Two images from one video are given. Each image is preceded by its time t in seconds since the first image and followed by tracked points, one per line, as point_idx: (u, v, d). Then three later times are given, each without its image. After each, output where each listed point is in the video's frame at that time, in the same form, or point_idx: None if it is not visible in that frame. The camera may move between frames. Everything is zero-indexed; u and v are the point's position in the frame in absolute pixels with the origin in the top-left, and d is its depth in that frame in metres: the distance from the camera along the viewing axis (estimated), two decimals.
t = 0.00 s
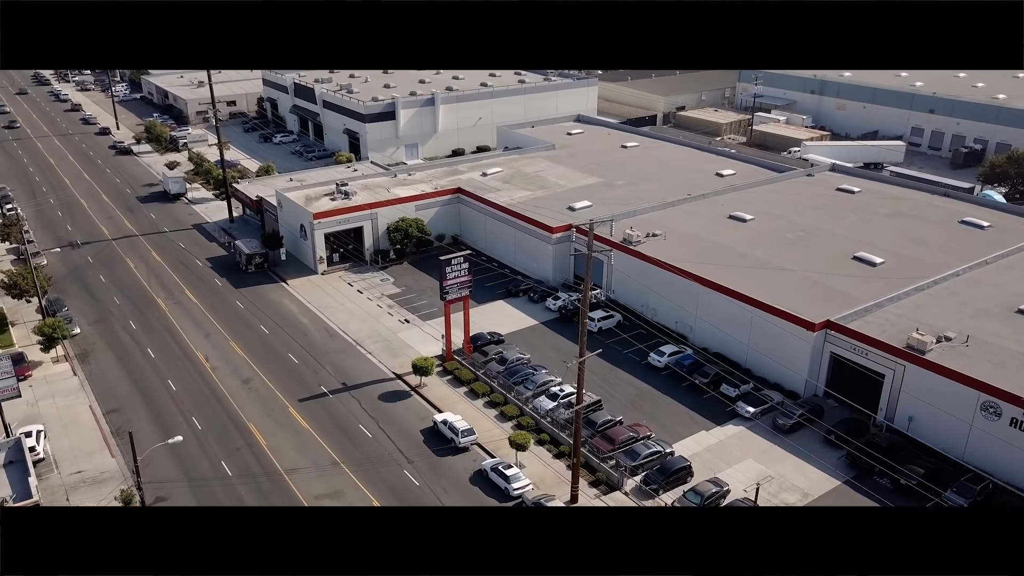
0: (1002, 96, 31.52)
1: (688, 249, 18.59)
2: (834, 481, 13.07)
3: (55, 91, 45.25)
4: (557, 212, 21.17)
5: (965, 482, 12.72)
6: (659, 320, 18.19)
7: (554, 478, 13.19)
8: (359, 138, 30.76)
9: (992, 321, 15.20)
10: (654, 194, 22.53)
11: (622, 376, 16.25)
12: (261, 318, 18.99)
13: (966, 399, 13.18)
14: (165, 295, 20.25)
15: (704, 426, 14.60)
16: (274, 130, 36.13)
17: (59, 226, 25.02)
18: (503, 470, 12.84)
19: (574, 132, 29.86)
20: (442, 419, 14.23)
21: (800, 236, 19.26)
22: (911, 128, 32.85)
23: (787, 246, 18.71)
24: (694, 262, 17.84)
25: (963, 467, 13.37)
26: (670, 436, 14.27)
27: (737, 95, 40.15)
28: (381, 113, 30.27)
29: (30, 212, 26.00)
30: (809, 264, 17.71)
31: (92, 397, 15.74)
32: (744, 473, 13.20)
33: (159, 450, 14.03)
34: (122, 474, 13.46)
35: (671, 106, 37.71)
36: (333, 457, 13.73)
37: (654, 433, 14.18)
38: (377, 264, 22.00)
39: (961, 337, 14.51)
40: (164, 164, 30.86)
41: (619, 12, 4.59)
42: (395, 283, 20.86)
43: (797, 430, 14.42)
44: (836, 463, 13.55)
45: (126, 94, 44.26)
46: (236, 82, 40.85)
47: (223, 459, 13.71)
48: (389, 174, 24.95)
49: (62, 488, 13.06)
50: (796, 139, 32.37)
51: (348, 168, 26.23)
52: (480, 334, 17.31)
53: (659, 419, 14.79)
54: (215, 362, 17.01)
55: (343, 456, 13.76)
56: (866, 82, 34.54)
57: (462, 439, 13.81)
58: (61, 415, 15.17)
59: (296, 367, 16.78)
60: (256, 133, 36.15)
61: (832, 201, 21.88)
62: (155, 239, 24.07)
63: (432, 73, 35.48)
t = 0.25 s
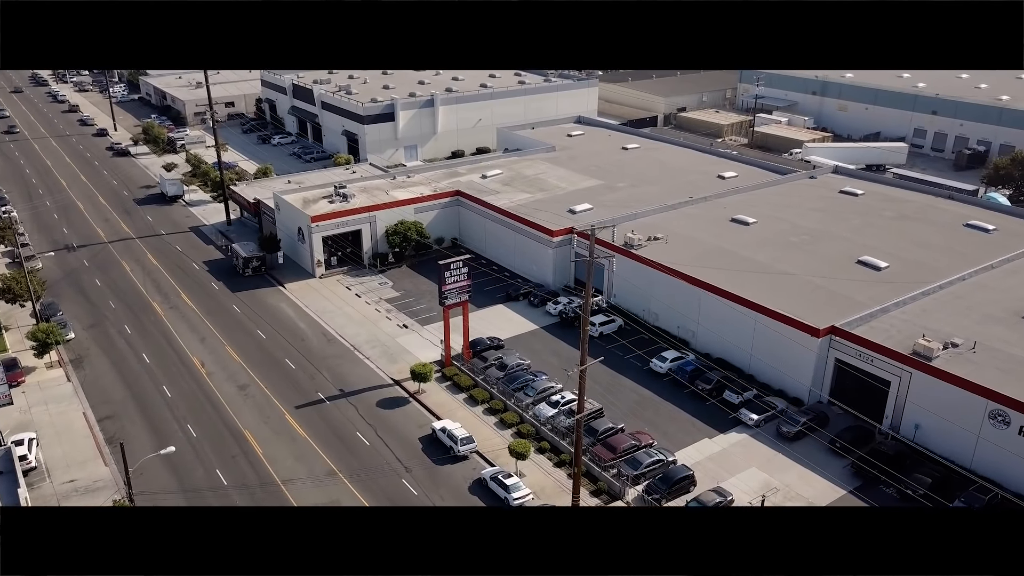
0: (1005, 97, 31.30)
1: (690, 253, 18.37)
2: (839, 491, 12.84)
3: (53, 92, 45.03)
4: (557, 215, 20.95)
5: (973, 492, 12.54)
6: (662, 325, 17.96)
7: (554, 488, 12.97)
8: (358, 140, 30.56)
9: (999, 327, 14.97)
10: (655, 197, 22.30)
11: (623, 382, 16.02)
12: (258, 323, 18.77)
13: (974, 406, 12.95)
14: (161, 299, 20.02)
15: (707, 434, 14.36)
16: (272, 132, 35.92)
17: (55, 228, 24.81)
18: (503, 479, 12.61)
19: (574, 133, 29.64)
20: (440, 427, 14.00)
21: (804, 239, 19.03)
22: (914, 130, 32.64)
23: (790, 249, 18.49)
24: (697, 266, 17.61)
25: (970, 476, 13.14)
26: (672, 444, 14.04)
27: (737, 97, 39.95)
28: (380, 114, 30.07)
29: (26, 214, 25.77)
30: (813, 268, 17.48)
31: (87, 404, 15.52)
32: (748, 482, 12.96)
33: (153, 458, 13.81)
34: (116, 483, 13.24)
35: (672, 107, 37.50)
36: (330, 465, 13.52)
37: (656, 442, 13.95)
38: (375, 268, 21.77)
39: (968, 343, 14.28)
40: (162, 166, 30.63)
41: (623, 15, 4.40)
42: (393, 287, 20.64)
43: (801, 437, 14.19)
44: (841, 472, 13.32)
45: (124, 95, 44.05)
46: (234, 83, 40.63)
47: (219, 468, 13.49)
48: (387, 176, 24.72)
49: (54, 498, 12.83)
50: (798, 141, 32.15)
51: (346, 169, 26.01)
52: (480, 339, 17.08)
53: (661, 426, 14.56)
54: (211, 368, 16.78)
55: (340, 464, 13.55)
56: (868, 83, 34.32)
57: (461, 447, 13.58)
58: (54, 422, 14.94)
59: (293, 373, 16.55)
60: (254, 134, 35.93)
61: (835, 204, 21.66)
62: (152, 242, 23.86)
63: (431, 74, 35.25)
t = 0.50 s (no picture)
0: (1009, 98, 31.06)
1: (692, 258, 18.14)
2: (845, 501, 12.61)
3: (51, 93, 44.82)
4: (558, 218, 20.72)
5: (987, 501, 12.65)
6: (664, 330, 17.74)
7: (555, 498, 12.73)
8: (357, 142, 30.34)
9: (1007, 333, 14.74)
10: (657, 200, 22.08)
11: (625, 388, 15.80)
12: (254, 328, 18.55)
13: (982, 415, 12.73)
14: (157, 303, 19.80)
15: (710, 442, 14.13)
16: (271, 133, 35.71)
17: (51, 231, 24.60)
18: (502, 489, 12.38)
19: (575, 135, 29.42)
20: (439, 436, 13.77)
21: (807, 243, 18.81)
22: (916, 131, 32.40)
23: (794, 253, 18.26)
24: (699, 271, 17.38)
25: (978, 486, 12.92)
26: (675, 453, 13.81)
27: (739, 98, 39.72)
28: (379, 116, 29.86)
29: (22, 217, 25.57)
30: (818, 272, 17.26)
31: (81, 411, 15.31)
32: (752, 492, 12.74)
33: (148, 466, 13.59)
34: (109, 493, 13.02)
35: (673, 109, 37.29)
36: (326, 474, 13.31)
37: (659, 450, 13.72)
38: (374, 271, 21.54)
39: (976, 350, 14.04)
40: (159, 168, 30.42)
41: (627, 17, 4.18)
42: (392, 291, 20.41)
43: (806, 446, 13.96)
44: (846, 481, 13.10)
45: (122, 96, 43.83)
46: (232, 84, 40.42)
47: (214, 477, 13.28)
48: (386, 179, 24.49)
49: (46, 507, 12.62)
50: (800, 143, 31.91)
51: (345, 172, 25.79)
52: (480, 345, 16.85)
53: (663, 434, 14.33)
54: (207, 374, 16.56)
55: (337, 473, 13.33)
56: (871, 84, 34.07)
57: (460, 456, 13.35)
58: (47, 429, 14.73)
59: (290, 379, 16.32)
60: (253, 136, 35.72)
61: (839, 207, 21.43)
62: (148, 245, 23.64)
63: (431, 76, 35.04)
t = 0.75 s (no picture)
0: (1013, 100, 30.85)
1: (694, 262, 17.93)
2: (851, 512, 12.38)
3: (49, 94, 44.59)
4: (558, 221, 20.51)
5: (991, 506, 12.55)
6: (666, 335, 17.52)
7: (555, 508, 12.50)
8: (356, 144, 30.12)
9: (1015, 339, 14.51)
10: (658, 203, 21.86)
11: (627, 395, 15.58)
12: (251, 333, 18.33)
13: (990, 424, 12.51)
14: (153, 307, 19.58)
15: (713, 451, 13.91)
16: (269, 135, 35.49)
17: (47, 234, 24.38)
18: (502, 499, 12.15)
19: (576, 137, 29.21)
20: (438, 444, 13.53)
21: (811, 247, 18.60)
22: (919, 133, 32.18)
23: (797, 258, 18.05)
24: (702, 275, 17.17)
25: (986, 496, 12.71)
26: (677, 462, 13.57)
27: (740, 99, 39.53)
28: (378, 117, 29.65)
29: (17, 220, 25.35)
30: (822, 277, 17.04)
31: (74, 418, 15.09)
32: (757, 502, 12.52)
33: (141, 475, 13.36)
34: (101, 502, 12.80)
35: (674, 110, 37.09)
36: (323, 483, 13.09)
37: (661, 459, 13.49)
38: (372, 275, 21.32)
39: (983, 357, 13.82)
40: (156, 170, 30.20)
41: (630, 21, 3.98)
42: (391, 295, 20.19)
43: (811, 454, 13.74)
44: (852, 491, 12.88)
45: (120, 97, 43.64)
46: (231, 85, 40.20)
47: (208, 486, 13.06)
48: (386, 181, 24.27)
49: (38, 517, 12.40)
50: (803, 144, 31.69)
51: (344, 174, 25.57)
52: (479, 350, 16.63)
53: (666, 442, 14.11)
54: (202, 380, 16.34)
55: (333, 482, 13.11)
56: (873, 85, 33.84)
57: (459, 465, 13.11)
58: (40, 437, 14.50)
59: (287, 386, 16.10)
60: (251, 137, 35.51)
61: (843, 210, 21.22)
62: (145, 248, 23.42)
63: (430, 77, 34.85)
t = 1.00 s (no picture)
0: (1016, 102, 30.62)
1: (696, 267, 17.70)
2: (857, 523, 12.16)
3: (46, 95, 44.36)
4: (558, 225, 20.29)
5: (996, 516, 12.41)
6: (667, 341, 17.30)
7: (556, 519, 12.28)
8: (355, 146, 29.89)
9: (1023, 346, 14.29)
10: (660, 206, 21.64)
11: (629, 402, 15.36)
12: (248, 338, 18.11)
13: (999, 434, 12.29)
14: (148, 312, 19.36)
15: (716, 459, 13.68)
16: (268, 137, 35.26)
17: (43, 237, 24.16)
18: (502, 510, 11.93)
19: (576, 139, 28.98)
20: (437, 453, 13.30)
21: (814, 251, 18.37)
22: (922, 135, 31.95)
23: (800, 262, 17.83)
24: (704, 280, 16.94)
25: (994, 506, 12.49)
26: (680, 471, 13.34)
27: (741, 100, 39.30)
28: (377, 119, 29.42)
29: (13, 223, 25.13)
30: (826, 282, 16.82)
31: (68, 426, 14.85)
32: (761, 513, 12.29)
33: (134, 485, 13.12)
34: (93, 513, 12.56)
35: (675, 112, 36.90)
36: (319, 493, 12.85)
37: (663, 469, 13.27)
38: (371, 279, 21.09)
39: (991, 364, 13.60)
40: (154, 172, 29.99)
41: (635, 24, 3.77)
42: (390, 300, 19.97)
43: (816, 464, 13.52)
44: (857, 501, 12.66)
45: (118, 99, 43.44)
46: (229, 86, 39.97)
47: (202, 496, 12.82)
48: (384, 184, 24.04)
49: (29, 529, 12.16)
50: (804, 146, 31.45)
51: (342, 177, 25.35)
52: (479, 356, 16.41)
53: (668, 451, 13.89)
54: (198, 387, 16.11)
55: (329, 492, 12.87)
56: (876, 87, 33.60)
57: (458, 475, 12.87)
58: (32, 446, 14.27)
59: (283, 393, 15.87)
60: (249, 139, 35.30)
61: (846, 213, 20.99)
62: (141, 252, 23.19)
63: (430, 78, 34.63)
